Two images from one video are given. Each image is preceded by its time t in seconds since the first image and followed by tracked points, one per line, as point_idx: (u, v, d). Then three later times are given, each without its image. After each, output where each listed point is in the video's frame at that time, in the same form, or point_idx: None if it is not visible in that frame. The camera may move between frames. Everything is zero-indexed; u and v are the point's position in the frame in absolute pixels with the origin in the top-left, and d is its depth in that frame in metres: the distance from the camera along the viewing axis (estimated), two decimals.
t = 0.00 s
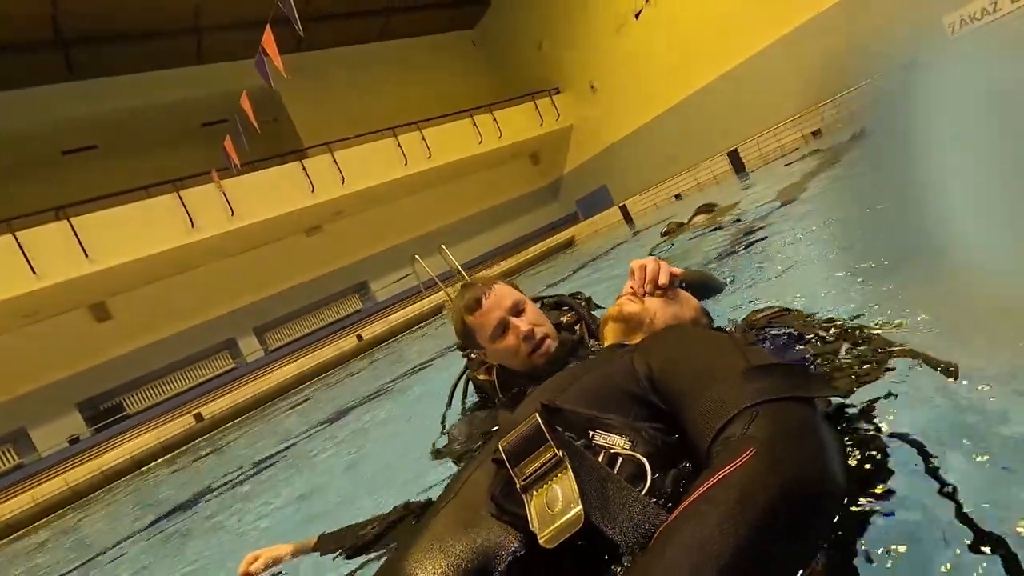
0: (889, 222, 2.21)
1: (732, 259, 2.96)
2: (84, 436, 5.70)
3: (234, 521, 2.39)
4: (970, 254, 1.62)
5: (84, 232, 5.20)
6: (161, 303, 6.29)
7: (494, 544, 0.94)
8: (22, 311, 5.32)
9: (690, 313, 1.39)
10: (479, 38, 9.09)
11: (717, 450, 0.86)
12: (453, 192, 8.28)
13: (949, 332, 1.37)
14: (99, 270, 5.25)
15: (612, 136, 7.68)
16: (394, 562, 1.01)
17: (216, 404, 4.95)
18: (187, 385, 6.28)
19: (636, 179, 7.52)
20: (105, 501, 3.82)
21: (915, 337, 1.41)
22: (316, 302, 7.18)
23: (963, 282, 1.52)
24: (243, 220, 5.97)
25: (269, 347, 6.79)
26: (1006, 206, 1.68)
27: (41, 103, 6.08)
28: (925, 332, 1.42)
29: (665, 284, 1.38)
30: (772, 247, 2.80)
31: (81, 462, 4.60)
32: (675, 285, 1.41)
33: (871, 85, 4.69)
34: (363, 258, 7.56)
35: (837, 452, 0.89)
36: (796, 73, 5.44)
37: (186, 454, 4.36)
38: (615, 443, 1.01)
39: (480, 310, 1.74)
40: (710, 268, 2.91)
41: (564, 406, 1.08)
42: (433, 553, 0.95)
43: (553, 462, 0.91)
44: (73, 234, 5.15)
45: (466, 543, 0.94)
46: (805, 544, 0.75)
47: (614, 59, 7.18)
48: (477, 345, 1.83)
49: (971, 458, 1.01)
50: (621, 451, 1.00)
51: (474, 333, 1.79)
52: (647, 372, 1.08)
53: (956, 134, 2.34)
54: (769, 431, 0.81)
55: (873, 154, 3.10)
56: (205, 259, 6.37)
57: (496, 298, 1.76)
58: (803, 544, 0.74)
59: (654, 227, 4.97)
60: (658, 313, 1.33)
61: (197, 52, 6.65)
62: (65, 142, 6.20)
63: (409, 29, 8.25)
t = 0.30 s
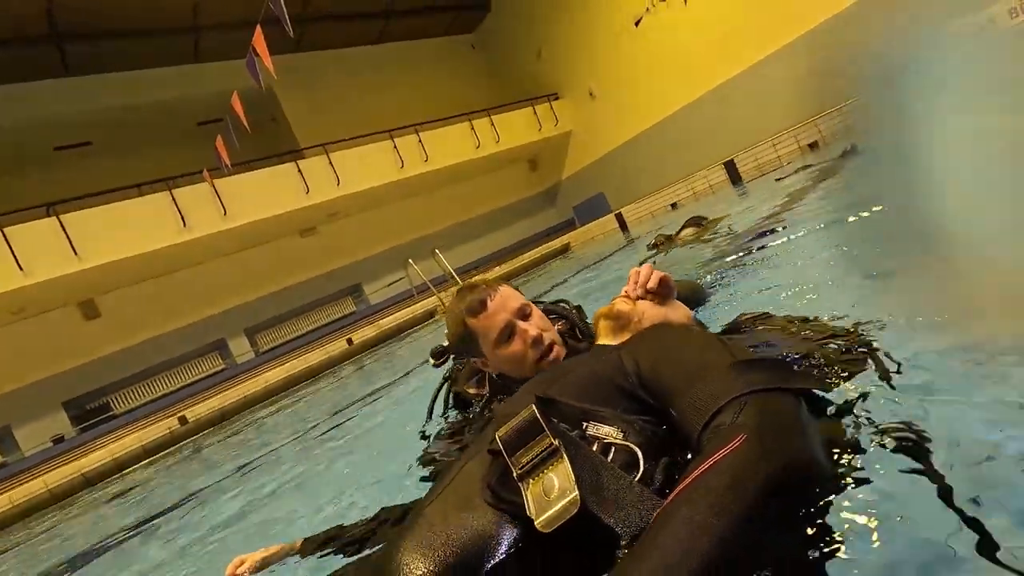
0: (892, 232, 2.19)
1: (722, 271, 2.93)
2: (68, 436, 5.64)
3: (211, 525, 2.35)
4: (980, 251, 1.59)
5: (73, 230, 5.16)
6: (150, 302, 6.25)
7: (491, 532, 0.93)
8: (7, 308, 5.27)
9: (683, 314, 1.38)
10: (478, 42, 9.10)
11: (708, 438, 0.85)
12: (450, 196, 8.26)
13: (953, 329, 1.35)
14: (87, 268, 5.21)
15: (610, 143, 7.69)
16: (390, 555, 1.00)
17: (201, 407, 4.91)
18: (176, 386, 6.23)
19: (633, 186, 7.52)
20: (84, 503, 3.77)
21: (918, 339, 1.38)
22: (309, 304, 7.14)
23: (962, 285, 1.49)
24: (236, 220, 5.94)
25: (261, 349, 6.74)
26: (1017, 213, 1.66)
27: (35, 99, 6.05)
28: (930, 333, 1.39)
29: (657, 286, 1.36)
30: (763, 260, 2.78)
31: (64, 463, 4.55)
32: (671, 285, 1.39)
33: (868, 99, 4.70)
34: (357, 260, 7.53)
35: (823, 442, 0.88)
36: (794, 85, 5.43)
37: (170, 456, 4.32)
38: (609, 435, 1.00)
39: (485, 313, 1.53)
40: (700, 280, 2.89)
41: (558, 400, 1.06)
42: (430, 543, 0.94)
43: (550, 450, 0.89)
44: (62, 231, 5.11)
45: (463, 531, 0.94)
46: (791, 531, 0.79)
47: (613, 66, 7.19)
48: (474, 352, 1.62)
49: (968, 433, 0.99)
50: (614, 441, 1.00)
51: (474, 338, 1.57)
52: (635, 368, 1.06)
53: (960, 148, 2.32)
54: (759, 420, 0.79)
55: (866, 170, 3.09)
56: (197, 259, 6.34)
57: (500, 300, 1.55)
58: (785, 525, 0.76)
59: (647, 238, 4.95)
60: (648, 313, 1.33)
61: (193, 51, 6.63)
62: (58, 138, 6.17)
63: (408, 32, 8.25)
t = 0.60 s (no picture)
0: (890, 244, 2.18)
1: (714, 284, 2.92)
2: (55, 435, 5.59)
3: (189, 529, 2.30)
4: (978, 257, 1.66)
5: (64, 226, 5.12)
6: (142, 301, 6.21)
7: (482, 532, 0.82)
8: None
9: (673, 317, 1.35)
10: (480, 47, 9.11)
11: (706, 443, 0.80)
12: (448, 200, 8.25)
13: (950, 331, 1.39)
14: (77, 266, 5.17)
15: (609, 151, 7.70)
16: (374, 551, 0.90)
17: (187, 410, 4.85)
18: (165, 386, 6.18)
19: (632, 195, 7.53)
20: (65, 505, 3.72)
21: (916, 346, 1.40)
22: (302, 305, 7.10)
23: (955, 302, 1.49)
24: (230, 220, 5.91)
25: (252, 350, 6.70)
26: (1009, 220, 1.75)
27: (31, 94, 6.03)
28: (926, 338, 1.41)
29: (646, 290, 1.35)
30: (755, 273, 2.76)
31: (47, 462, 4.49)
32: (660, 290, 1.38)
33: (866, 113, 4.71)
34: (353, 263, 7.51)
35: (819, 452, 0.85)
36: (792, 98, 5.44)
37: (154, 458, 4.27)
38: (605, 436, 0.92)
39: (506, 318, 1.21)
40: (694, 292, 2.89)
41: (555, 399, 0.96)
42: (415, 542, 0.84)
43: (549, 450, 0.82)
44: (53, 228, 5.07)
45: (451, 530, 0.83)
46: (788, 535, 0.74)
47: (615, 74, 7.20)
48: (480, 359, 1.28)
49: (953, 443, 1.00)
50: (609, 442, 0.91)
51: (484, 344, 1.23)
52: (631, 370, 0.98)
53: (962, 167, 2.32)
54: (755, 425, 0.76)
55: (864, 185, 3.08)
56: (190, 258, 6.31)
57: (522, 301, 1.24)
58: (784, 528, 0.71)
59: (640, 249, 4.94)
60: (639, 317, 1.31)
61: (193, 49, 6.63)
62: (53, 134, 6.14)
63: (409, 35, 8.25)
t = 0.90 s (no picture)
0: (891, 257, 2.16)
1: (707, 295, 2.90)
2: (41, 431, 5.55)
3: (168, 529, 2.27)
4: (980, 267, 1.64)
5: (56, 221, 5.09)
6: (133, 298, 6.17)
7: (490, 545, 0.78)
8: None
9: (683, 328, 1.30)
10: (482, 51, 9.11)
11: (734, 466, 0.76)
12: (446, 203, 8.24)
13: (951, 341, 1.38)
14: (69, 261, 5.14)
15: (609, 158, 7.70)
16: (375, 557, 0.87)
17: (174, 409, 4.82)
18: (155, 383, 6.15)
19: (631, 202, 7.54)
20: (47, 503, 3.68)
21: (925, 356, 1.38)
22: (297, 305, 7.08)
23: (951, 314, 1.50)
24: (224, 219, 5.89)
25: (245, 349, 6.67)
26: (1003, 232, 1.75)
27: (30, 87, 6.03)
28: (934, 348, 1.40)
29: (659, 298, 1.29)
30: (751, 285, 2.73)
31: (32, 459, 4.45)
32: (670, 301, 1.33)
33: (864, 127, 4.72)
34: (349, 264, 7.50)
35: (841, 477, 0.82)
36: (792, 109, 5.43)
37: (140, 457, 4.24)
38: (623, 452, 0.87)
39: (535, 328, 1.07)
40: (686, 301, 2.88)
41: (570, 410, 0.90)
42: (420, 549, 0.80)
43: (566, 466, 0.79)
44: (45, 223, 5.04)
45: (457, 541, 0.80)
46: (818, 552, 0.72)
47: (616, 82, 7.20)
48: (491, 360, 1.15)
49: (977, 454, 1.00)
50: (628, 460, 0.87)
51: (503, 347, 1.10)
52: (649, 381, 0.93)
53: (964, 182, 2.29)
54: (785, 450, 0.72)
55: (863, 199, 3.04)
56: (185, 255, 6.30)
57: (554, 312, 1.09)
58: (809, 546, 0.69)
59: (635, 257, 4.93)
60: (653, 326, 1.23)
61: (193, 46, 6.61)
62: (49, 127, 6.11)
63: (412, 37, 8.25)
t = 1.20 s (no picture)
0: (891, 273, 2.13)
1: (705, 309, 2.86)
2: (35, 428, 5.53)
3: (153, 527, 2.24)
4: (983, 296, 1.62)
5: (57, 217, 5.09)
6: (132, 295, 6.17)
7: (491, 551, 0.77)
8: None
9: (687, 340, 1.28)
10: (488, 56, 9.13)
11: (752, 479, 0.74)
12: (448, 207, 8.24)
13: (960, 367, 1.36)
14: (67, 257, 5.15)
15: (612, 165, 7.70)
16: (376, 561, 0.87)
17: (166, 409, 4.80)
18: (152, 382, 6.13)
19: (633, 210, 7.53)
20: (36, 501, 3.65)
21: (933, 376, 1.37)
22: (297, 306, 7.07)
23: (959, 338, 1.49)
24: (225, 219, 5.89)
25: (243, 350, 6.65)
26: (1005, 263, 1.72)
27: (34, 83, 6.04)
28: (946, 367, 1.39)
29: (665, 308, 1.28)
30: (750, 299, 2.71)
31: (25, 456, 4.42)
32: (676, 311, 1.31)
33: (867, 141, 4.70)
34: (350, 266, 7.50)
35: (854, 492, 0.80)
36: (795, 121, 5.41)
37: (132, 456, 4.22)
38: (633, 464, 0.85)
39: (530, 319, 1.09)
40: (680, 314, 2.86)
41: (580, 419, 0.86)
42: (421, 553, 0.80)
43: (574, 476, 0.76)
44: (45, 218, 5.05)
45: (459, 545, 0.79)
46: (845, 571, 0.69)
47: (622, 89, 7.20)
48: (494, 353, 1.18)
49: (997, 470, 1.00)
50: (640, 472, 0.84)
51: (501, 337, 1.12)
52: (660, 394, 0.91)
53: (972, 198, 2.25)
54: (805, 463, 0.71)
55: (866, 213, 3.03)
56: (185, 253, 6.30)
57: (551, 309, 1.10)
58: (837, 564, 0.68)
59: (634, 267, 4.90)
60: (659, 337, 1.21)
61: (198, 45, 6.63)
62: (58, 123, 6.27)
63: (418, 41, 8.27)
